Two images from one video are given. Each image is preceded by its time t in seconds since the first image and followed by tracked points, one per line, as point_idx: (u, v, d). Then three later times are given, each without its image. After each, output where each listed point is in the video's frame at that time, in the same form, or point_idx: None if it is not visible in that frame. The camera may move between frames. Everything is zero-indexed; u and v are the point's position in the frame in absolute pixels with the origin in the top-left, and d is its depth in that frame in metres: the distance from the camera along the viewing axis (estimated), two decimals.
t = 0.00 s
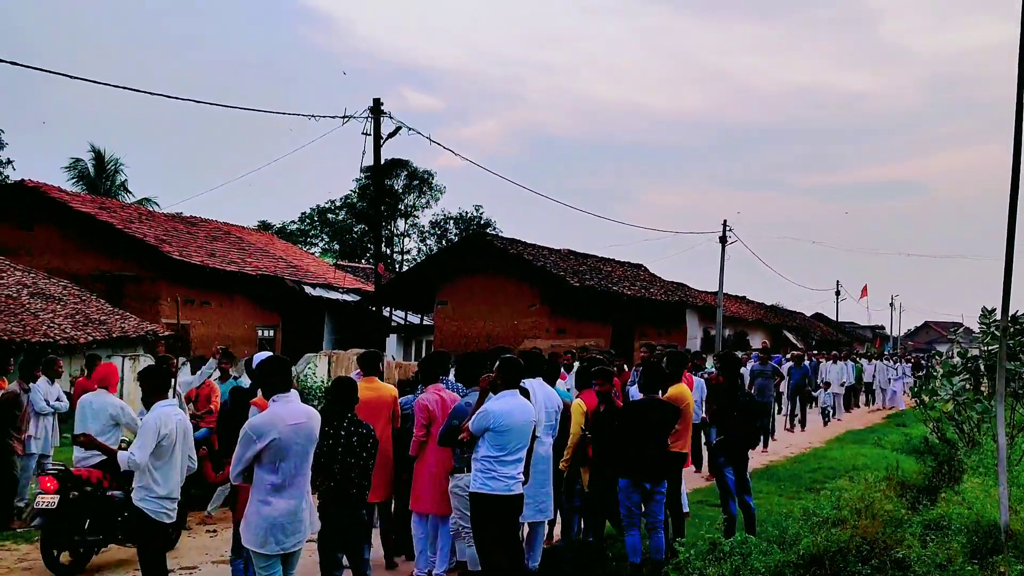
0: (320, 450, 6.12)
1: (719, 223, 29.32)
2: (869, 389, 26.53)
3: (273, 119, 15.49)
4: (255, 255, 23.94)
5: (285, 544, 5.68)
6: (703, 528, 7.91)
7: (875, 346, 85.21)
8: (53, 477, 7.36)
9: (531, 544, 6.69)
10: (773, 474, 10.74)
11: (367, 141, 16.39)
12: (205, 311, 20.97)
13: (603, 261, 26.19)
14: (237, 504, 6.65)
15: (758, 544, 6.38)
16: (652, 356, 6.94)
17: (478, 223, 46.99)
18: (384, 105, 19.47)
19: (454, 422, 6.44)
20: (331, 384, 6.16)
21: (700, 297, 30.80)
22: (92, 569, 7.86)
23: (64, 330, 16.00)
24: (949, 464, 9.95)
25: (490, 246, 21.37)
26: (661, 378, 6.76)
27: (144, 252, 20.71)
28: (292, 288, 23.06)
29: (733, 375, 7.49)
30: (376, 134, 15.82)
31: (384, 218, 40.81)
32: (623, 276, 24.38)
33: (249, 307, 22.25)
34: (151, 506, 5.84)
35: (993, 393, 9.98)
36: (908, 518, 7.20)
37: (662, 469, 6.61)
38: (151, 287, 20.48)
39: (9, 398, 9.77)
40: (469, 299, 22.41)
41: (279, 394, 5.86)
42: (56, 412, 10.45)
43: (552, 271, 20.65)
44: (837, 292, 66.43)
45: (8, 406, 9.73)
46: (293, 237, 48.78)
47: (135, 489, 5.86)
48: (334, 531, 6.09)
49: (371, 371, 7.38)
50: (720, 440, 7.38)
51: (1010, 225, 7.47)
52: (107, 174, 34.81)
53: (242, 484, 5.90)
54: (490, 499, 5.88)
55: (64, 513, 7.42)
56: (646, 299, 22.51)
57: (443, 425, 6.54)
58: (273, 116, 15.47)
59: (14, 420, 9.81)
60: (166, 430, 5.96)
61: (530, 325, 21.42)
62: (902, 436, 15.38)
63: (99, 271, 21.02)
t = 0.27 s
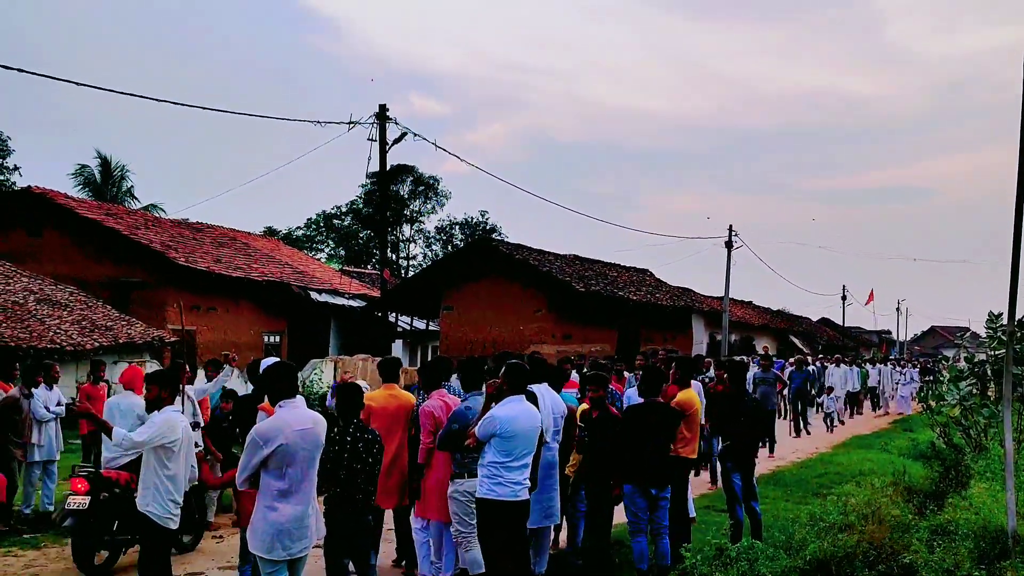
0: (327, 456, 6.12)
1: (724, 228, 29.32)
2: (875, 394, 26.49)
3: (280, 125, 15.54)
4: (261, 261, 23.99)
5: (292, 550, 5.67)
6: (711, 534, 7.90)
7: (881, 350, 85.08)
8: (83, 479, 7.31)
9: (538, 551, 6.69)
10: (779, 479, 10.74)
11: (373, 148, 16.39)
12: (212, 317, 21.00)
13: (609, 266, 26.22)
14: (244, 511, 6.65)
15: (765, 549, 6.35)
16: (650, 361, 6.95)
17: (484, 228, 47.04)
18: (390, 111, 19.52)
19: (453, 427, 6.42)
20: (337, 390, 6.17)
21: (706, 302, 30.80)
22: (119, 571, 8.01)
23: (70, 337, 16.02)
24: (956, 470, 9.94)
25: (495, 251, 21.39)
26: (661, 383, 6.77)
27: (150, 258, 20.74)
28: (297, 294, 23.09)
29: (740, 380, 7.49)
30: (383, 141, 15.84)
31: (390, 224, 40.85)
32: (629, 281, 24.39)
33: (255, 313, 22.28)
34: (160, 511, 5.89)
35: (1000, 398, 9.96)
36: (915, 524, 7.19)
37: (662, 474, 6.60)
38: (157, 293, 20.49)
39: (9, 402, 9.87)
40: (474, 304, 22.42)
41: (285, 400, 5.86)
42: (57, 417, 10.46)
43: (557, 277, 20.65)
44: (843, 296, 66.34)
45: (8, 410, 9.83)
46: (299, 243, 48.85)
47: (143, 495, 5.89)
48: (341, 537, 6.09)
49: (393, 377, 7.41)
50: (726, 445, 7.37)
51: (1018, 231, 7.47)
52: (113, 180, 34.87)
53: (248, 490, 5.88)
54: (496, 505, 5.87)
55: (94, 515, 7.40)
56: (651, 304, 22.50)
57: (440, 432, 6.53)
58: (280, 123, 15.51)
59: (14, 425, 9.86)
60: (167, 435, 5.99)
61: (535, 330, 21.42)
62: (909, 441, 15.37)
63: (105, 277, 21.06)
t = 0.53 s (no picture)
0: (334, 462, 6.13)
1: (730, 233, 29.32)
2: (882, 399, 26.43)
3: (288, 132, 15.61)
4: (268, 266, 24.04)
5: (298, 556, 5.66)
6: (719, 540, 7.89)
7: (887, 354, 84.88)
8: (107, 482, 7.30)
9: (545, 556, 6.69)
10: (786, 484, 10.74)
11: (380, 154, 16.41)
12: (219, 323, 21.03)
13: (616, 272, 26.24)
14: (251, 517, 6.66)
15: (772, 554, 6.32)
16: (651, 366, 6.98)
17: (490, 234, 47.06)
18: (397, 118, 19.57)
19: (455, 430, 6.43)
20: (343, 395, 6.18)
21: (713, 307, 30.77)
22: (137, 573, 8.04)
23: (77, 342, 16.05)
24: (964, 476, 9.92)
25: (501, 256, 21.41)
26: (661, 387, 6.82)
27: (158, 263, 20.80)
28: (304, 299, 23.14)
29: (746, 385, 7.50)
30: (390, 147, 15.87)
31: (396, 229, 40.87)
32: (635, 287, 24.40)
33: (260, 317, 22.31)
34: (165, 516, 6.08)
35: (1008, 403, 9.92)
36: (922, 529, 7.18)
37: (666, 477, 6.60)
38: (164, 299, 20.53)
39: (9, 409, 9.78)
40: (480, 309, 22.43)
41: (292, 405, 5.87)
42: (60, 421, 10.49)
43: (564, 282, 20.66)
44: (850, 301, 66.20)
45: (9, 417, 9.74)
46: (305, 248, 48.90)
47: (148, 499, 6.06)
48: (349, 543, 6.09)
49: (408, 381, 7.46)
50: (734, 450, 7.36)
51: None
52: (120, 186, 34.93)
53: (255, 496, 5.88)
54: (504, 510, 5.86)
55: (118, 518, 7.41)
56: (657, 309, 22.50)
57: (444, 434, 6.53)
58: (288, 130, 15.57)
59: (15, 432, 9.78)
60: (172, 439, 6.15)
61: (542, 335, 21.43)
62: (916, 446, 15.35)
63: (111, 282, 21.09)
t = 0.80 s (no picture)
0: (339, 465, 6.13)
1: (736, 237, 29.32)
2: (888, 404, 26.40)
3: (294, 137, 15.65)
4: (274, 271, 24.08)
5: (305, 561, 5.65)
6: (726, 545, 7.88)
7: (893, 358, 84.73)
8: (126, 485, 7.30)
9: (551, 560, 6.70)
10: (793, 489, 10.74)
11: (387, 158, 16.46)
12: (224, 327, 21.06)
13: (622, 276, 26.26)
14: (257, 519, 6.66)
15: (779, 559, 6.30)
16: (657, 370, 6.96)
17: (496, 238, 47.08)
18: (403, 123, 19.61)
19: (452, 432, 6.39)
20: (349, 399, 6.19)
21: (719, 311, 30.77)
22: None
23: (83, 347, 16.06)
24: (971, 480, 9.92)
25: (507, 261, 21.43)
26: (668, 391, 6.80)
27: (164, 268, 20.82)
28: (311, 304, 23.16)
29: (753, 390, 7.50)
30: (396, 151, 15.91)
31: (402, 234, 40.90)
32: (641, 291, 24.42)
33: (266, 322, 22.35)
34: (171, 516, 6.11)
35: (1015, 407, 9.91)
36: (930, 534, 7.20)
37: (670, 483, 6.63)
38: (170, 303, 20.56)
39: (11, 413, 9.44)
40: (485, 314, 22.45)
41: (298, 409, 5.86)
42: (68, 426, 10.58)
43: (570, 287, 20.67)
44: (857, 305, 66.12)
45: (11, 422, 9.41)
46: (311, 253, 48.96)
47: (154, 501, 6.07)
48: (354, 546, 6.08)
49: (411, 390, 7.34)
50: (739, 455, 7.36)
51: None
52: (127, 191, 34.98)
53: (261, 500, 5.88)
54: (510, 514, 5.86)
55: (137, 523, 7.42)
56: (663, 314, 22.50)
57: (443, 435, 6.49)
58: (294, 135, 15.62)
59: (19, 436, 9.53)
60: (179, 441, 6.14)
61: (548, 340, 21.44)
62: (924, 451, 15.33)
63: (118, 287, 21.14)
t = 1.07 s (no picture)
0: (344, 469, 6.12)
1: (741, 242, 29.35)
2: (893, 408, 26.35)
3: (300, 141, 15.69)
4: (279, 275, 24.09)
5: (310, 564, 5.65)
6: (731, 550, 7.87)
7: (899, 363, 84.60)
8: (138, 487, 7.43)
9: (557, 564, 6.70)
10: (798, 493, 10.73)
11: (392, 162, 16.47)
12: (229, 331, 21.09)
13: (628, 281, 26.27)
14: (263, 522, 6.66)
15: (786, 564, 6.27)
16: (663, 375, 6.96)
17: (501, 243, 47.12)
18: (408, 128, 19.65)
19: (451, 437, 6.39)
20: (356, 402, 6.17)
21: (724, 316, 30.76)
22: None
23: (90, 351, 16.08)
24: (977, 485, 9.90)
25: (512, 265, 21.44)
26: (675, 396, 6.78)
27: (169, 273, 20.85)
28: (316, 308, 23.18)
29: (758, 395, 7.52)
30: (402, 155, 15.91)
31: (408, 238, 40.95)
32: (647, 296, 24.42)
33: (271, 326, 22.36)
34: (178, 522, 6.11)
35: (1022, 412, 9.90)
36: (937, 539, 7.21)
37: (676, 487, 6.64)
38: (175, 307, 20.60)
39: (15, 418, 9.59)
40: (490, 318, 22.45)
41: (303, 413, 5.85)
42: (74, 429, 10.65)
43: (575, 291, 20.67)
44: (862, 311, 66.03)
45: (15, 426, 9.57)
46: (317, 257, 49.01)
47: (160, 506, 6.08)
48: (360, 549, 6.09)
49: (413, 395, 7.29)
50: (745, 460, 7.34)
51: None
52: (133, 196, 35.05)
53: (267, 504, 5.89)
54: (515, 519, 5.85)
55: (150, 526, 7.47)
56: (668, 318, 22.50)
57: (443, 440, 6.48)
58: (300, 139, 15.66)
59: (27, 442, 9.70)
60: (185, 444, 6.16)
61: (553, 344, 21.43)
62: (931, 456, 15.31)
63: (124, 291, 21.18)
